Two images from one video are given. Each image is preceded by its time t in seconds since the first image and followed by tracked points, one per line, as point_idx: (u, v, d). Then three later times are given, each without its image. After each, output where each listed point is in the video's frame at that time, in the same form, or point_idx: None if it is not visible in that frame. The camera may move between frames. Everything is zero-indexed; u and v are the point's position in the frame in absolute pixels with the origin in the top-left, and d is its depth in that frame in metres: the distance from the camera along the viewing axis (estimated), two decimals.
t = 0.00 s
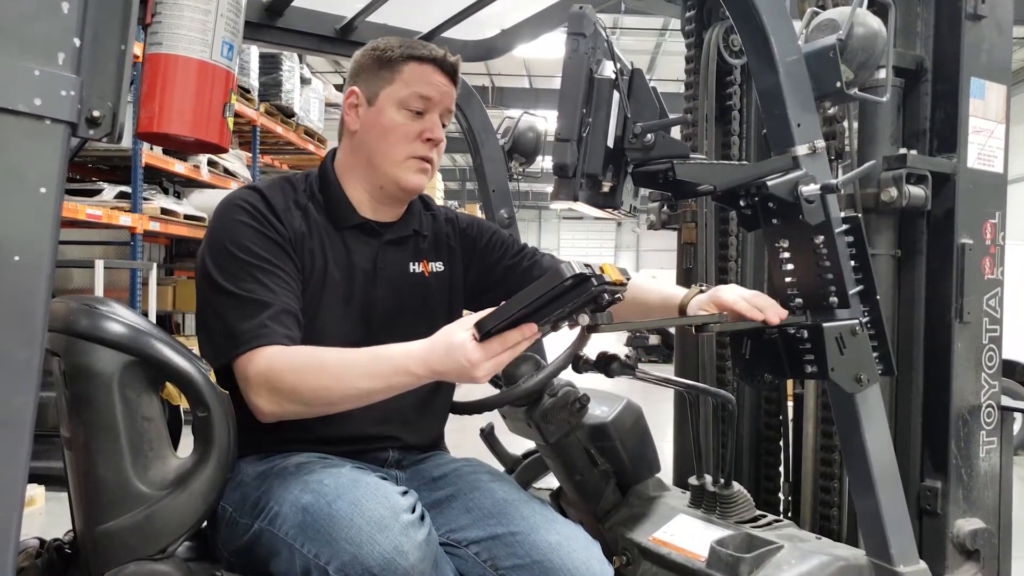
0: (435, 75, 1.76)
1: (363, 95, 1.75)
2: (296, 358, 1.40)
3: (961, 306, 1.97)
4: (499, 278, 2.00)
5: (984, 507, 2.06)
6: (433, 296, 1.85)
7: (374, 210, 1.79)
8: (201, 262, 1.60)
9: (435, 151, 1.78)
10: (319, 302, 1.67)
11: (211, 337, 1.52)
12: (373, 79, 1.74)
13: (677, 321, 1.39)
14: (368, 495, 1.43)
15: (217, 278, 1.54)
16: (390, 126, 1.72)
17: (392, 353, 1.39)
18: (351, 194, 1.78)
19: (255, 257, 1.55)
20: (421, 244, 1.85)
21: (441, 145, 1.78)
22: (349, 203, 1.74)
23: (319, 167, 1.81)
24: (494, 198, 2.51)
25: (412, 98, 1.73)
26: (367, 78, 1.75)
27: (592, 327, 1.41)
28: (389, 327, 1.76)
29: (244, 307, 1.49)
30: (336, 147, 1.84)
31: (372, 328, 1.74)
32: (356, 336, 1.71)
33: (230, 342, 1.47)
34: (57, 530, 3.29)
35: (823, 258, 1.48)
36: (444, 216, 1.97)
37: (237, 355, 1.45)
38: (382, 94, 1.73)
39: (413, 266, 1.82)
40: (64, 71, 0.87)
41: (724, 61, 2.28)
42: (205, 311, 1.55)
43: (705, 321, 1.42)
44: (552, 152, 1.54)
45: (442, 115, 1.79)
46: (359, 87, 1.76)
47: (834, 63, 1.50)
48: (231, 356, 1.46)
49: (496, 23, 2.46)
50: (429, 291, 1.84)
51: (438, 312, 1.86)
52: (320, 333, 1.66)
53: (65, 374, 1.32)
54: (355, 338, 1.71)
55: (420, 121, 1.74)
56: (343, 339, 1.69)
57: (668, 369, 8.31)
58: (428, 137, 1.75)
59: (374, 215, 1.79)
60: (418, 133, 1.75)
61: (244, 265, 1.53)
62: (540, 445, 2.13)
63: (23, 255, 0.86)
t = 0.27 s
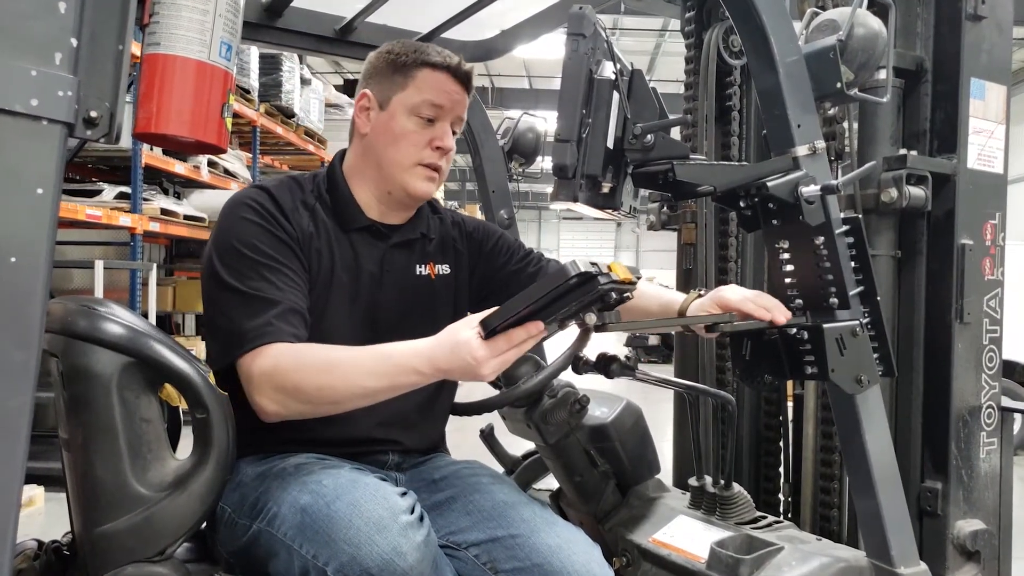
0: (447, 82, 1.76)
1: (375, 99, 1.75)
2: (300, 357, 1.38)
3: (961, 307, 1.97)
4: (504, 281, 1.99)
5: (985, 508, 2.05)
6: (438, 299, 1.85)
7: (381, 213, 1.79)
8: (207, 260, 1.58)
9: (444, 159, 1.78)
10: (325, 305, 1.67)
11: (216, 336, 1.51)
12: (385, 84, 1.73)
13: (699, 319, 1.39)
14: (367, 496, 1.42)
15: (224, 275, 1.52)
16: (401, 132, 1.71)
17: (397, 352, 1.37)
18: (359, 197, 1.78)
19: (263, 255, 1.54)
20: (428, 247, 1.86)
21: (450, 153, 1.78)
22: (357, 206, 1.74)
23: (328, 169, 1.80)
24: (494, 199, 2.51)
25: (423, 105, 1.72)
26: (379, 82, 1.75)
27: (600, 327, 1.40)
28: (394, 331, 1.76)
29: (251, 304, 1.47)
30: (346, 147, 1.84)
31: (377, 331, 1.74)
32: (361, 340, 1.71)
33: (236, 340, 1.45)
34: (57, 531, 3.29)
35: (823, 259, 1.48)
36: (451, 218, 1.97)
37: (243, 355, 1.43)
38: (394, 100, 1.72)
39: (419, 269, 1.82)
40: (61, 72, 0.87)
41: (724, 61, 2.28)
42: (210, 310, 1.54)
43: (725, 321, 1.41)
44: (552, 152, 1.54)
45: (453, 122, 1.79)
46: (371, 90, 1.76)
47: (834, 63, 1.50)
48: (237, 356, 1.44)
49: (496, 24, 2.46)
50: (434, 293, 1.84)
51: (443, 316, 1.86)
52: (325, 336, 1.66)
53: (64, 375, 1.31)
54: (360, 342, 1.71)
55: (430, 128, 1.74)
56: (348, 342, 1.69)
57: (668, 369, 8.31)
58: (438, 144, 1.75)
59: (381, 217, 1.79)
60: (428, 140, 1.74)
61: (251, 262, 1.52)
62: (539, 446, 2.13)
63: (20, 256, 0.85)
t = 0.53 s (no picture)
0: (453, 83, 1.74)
1: (380, 100, 1.73)
2: (307, 351, 1.34)
3: (962, 308, 1.96)
4: (505, 283, 1.98)
5: (985, 510, 2.04)
6: (439, 301, 1.84)
7: (384, 215, 1.77)
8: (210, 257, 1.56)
9: (449, 162, 1.76)
10: (327, 306, 1.65)
11: (221, 333, 1.48)
12: (391, 84, 1.72)
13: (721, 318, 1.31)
14: (362, 499, 1.41)
15: (227, 270, 1.50)
16: (405, 134, 1.70)
17: (410, 349, 1.34)
18: (362, 198, 1.76)
19: (268, 249, 1.51)
20: (430, 248, 1.84)
21: (455, 155, 1.76)
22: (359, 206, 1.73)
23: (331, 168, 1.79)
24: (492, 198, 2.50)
25: (429, 106, 1.70)
26: (385, 82, 1.73)
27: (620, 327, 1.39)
28: (395, 333, 1.75)
29: (256, 298, 1.44)
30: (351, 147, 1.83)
31: (378, 334, 1.73)
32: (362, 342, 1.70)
33: (241, 335, 1.42)
34: (54, 532, 3.28)
35: (823, 259, 1.47)
36: (454, 219, 1.96)
37: (249, 351, 1.40)
38: (400, 100, 1.70)
39: (421, 270, 1.81)
40: (52, 69, 0.86)
41: (723, 60, 2.27)
42: (214, 307, 1.51)
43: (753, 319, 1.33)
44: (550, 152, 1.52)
45: (458, 125, 1.77)
46: (376, 90, 1.74)
47: (834, 62, 1.49)
48: (242, 352, 1.41)
49: (495, 22, 2.45)
50: (435, 295, 1.83)
51: (444, 318, 1.85)
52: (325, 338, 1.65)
53: (58, 376, 1.30)
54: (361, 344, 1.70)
55: (436, 129, 1.72)
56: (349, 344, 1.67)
57: (668, 369, 8.31)
58: (442, 147, 1.73)
59: (384, 218, 1.78)
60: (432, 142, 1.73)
61: (256, 257, 1.50)
62: (537, 447, 2.12)
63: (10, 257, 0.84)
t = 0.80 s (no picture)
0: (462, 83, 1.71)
1: (387, 97, 1.70)
2: (319, 343, 1.30)
3: (961, 307, 1.95)
4: (505, 283, 1.95)
5: (985, 511, 2.03)
6: (439, 301, 1.83)
7: (388, 214, 1.75)
8: (213, 249, 1.53)
9: (455, 162, 1.74)
10: (326, 306, 1.64)
11: (223, 325, 1.44)
12: (399, 82, 1.69)
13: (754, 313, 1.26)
14: (354, 509, 1.40)
15: (230, 260, 1.46)
16: (412, 134, 1.67)
17: (426, 348, 1.29)
18: (365, 196, 1.74)
19: (273, 238, 1.48)
20: (431, 248, 1.83)
21: (462, 156, 1.74)
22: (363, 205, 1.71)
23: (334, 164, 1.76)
24: (489, 197, 2.48)
25: (437, 105, 1.67)
26: (393, 80, 1.70)
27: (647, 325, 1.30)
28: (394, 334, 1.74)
29: (260, 285, 1.41)
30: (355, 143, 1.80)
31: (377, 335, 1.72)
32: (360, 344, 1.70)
33: (245, 324, 1.38)
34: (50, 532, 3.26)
35: (821, 258, 1.46)
36: (454, 219, 1.94)
37: (253, 340, 1.35)
38: (408, 99, 1.67)
39: (421, 270, 1.79)
40: (34, 63, 0.94)
41: (722, 58, 2.26)
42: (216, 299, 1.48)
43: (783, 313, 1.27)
44: (546, 150, 1.52)
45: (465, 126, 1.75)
46: (384, 87, 1.71)
47: (833, 59, 1.48)
48: (246, 343, 1.36)
49: (492, 20, 2.43)
50: (435, 295, 1.82)
51: (444, 318, 1.84)
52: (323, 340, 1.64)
53: (47, 376, 1.28)
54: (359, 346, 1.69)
55: (443, 130, 1.70)
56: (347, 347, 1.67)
57: (667, 369, 8.30)
58: (449, 147, 1.70)
59: (387, 217, 1.76)
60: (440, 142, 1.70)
61: (259, 246, 1.46)
62: (534, 448, 2.10)
63: None
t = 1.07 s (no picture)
0: (466, 81, 1.70)
1: (391, 95, 1.68)
2: (345, 339, 1.26)
3: (961, 309, 1.93)
4: (505, 283, 1.94)
5: (985, 513, 2.01)
6: (438, 301, 1.82)
7: (390, 212, 1.74)
8: (214, 246, 1.50)
9: (459, 161, 1.72)
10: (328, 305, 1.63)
11: (229, 323, 1.40)
12: (403, 80, 1.67)
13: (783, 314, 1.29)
14: (347, 518, 1.38)
15: (235, 256, 1.43)
16: (417, 131, 1.66)
17: (456, 345, 1.25)
18: (366, 195, 1.73)
19: (278, 232, 1.45)
20: (431, 246, 1.82)
21: (466, 155, 1.72)
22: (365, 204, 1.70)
23: (336, 163, 1.75)
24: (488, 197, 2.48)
25: (442, 103, 1.66)
26: (397, 77, 1.69)
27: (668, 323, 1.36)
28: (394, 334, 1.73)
29: (266, 278, 1.37)
30: (357, 141, 1.79)
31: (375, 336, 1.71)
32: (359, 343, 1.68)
33: (255, 319, 1.34)
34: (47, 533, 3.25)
35: (820, 259, 1.44)
36: (453, 218, 1.92)
37: (263, 336, 1.32)
38: (412, 97, 1.66)
39: (421, 271, 1.78)
40: (22, 64, 0.99)
41: (721, 58, 2.25)
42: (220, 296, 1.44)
43: (807, 313, 1.30)
44: (543, 149, 1.50)
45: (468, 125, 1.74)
46: (387, 85, 1.69)
47: (832, 58, 1.46)
48: (258, 339, 1.32)
49: (490, 19, 2.42)
50: (434, 294, 1.81)
51: (443, 317, 1.83)
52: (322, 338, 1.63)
53: (39, 379, 1.27)
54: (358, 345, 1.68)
55: (448, 128, 1.68)
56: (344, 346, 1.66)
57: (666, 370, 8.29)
58: (453, 146, 1.69)
59: (388, 217, 1.75)
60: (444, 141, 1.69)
61: (265, 241, 1.43)
62: (531, 450, 2.09)
63: None
